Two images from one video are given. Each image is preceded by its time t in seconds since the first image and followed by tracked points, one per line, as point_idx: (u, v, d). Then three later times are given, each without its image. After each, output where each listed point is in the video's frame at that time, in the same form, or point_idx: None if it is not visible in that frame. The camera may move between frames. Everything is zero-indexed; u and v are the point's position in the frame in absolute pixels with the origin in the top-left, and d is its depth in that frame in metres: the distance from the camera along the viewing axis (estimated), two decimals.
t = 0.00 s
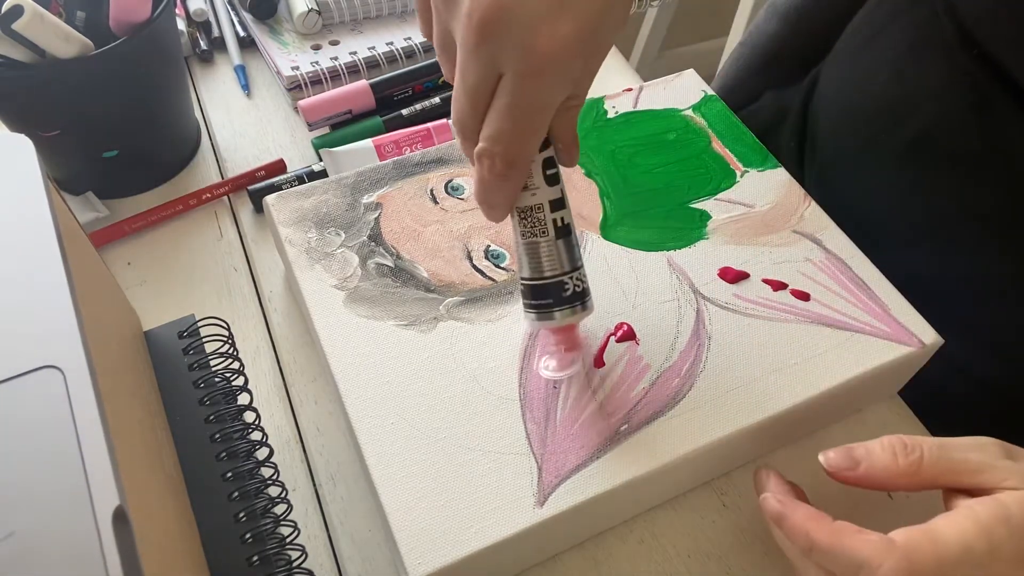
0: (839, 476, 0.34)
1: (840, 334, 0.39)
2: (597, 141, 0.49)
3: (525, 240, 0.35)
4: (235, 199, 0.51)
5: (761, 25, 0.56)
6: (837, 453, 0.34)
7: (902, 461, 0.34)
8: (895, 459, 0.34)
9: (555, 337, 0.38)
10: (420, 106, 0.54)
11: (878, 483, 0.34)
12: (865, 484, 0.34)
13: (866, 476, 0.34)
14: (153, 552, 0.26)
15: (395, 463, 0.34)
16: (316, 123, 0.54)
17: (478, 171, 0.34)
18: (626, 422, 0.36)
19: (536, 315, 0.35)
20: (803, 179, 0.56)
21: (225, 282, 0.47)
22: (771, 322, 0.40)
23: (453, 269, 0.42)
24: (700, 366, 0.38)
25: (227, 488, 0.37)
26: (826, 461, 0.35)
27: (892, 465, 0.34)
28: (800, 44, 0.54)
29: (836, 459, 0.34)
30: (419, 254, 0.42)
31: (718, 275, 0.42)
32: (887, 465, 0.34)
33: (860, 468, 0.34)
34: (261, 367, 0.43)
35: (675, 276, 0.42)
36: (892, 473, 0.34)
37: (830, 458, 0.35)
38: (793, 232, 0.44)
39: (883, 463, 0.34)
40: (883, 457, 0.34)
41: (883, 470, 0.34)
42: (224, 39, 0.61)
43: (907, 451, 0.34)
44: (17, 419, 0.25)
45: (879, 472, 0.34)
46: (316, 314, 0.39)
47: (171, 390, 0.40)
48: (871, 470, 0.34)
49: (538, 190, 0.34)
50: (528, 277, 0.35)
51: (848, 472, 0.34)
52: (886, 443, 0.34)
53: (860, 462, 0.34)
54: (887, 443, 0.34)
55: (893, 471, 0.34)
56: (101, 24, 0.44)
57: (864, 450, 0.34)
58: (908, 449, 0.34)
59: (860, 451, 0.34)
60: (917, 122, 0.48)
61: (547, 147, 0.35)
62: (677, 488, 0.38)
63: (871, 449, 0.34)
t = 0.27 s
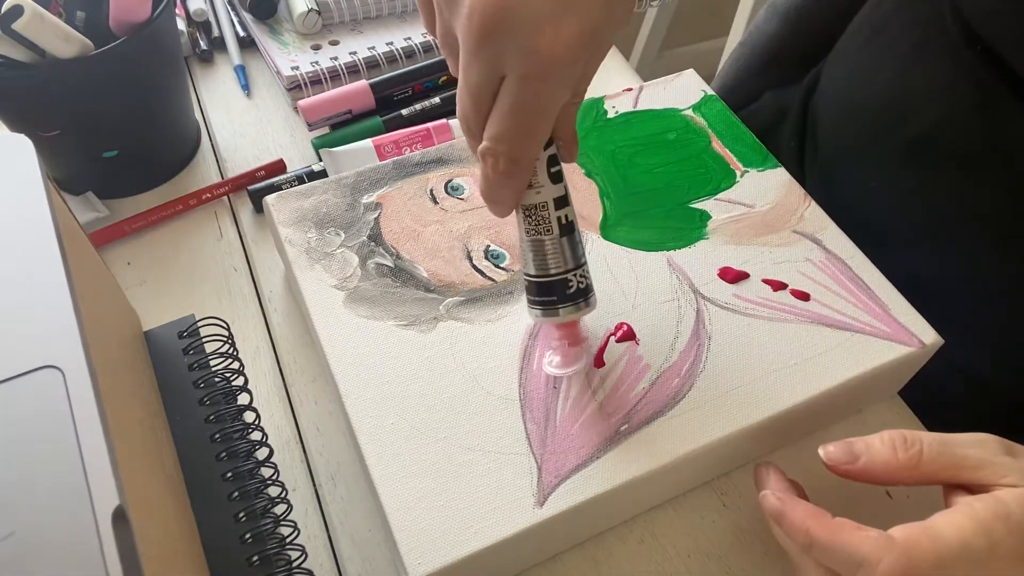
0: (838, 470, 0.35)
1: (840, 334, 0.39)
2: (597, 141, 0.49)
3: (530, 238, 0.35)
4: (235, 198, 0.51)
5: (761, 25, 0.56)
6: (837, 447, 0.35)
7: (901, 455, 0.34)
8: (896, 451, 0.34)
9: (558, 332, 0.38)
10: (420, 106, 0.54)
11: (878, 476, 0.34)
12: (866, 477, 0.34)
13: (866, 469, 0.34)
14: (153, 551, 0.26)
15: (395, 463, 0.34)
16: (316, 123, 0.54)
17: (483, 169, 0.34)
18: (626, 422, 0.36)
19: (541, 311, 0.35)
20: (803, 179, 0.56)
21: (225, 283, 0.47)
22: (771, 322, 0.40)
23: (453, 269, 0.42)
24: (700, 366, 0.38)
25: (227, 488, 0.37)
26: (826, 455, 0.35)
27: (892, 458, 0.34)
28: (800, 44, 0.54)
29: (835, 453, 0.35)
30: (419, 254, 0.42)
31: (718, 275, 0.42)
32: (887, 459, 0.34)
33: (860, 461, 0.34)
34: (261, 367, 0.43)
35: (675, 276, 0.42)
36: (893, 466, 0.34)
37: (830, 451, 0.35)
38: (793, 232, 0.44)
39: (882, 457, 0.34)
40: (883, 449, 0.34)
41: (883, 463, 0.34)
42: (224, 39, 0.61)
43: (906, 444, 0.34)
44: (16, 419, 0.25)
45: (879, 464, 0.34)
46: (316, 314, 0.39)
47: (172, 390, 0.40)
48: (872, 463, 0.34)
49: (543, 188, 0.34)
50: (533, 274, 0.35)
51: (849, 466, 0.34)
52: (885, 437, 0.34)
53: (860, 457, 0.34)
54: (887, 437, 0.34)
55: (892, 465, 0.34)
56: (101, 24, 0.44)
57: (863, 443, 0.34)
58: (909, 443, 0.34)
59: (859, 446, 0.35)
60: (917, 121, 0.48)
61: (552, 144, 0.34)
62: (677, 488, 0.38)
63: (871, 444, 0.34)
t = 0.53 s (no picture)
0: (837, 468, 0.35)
1: (840, 334, 0.39)
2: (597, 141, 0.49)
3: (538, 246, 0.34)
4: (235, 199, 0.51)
5: (761, 25, 0.56)
6: (837, 445, 0.35)
7: (901, 453, 0.34)
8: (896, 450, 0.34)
9: (560, 339, 0.37)
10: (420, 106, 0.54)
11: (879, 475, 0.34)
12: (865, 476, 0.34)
13: (865, 469, 0.34)
14: (153, 551, 0.26)
15: (395, 463, 0.34)
16: (316, 123, 0.54)
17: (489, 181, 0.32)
18: (626, 423, 0.36)
19: (547, 319, 0.35)
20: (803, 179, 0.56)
21: (225, 282, 0.47)
22: (770, 322, 0.40)
23: (453, 269, 0.42)
24: (700, 366, 0.38)
25: (228, 488, 0.37)
26: (826, 453, 0.35)
27: (891, 456, 0.34)
28: (800, 44, 0.54)
29: (836, 451, 0.35)
30: (419, 254, 0.42)
31: (718, 275, 0.42)
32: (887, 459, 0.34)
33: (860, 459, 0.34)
34: (261, 367, 0.43)
35: (675, 277, 0.42)
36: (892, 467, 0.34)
37: (830, 449, 0.35)
38: (793, 232, 0.44)
39: (883, 455, 0.34)
40: (885, 448, 0.34)
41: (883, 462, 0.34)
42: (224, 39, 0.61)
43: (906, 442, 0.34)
44: (17, 420, 0.25)
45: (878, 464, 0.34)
46: (316, 314, 0.39)
47: (172, 390, 0.40)
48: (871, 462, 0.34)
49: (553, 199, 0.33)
50: (539, 282, 0.35)
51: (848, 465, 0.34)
52: (886, 435, 0.34)
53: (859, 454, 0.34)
54: (887, 435, 0.34)
55: (891, 462, 0.34)
56: (101, 24, 0.44)
57: (865, 442, 0.34)
58: (908, 442, 0.34)
59: (861, 443, 0.35)
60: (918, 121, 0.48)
61: (561, 152, 0.33)
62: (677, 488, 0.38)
63: (871, 442, 0.34)
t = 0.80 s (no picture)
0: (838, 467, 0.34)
1: (840, 334, 0.39)
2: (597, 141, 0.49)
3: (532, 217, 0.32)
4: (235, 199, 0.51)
5: (761, 24, 0.56)
6: (838, 445, 0.34)
7: (903, 453, 0.33)
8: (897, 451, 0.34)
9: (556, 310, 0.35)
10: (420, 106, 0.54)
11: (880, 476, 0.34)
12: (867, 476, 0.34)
13: (866, 468, 0.34)
14: (153, 551, 0.26)
15: (396, 463, 0.34)
16: (316, 123, 0.54)
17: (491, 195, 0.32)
18: (626, 422, 0.36)
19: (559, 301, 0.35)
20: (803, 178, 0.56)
21: (225, 282, 0.47)
22: (771, 322, 0.40)
23: (453, 269, 0.42)
24: (700, 366, 0.38)
25: (227, 488, 0.37)
26: (827, 453, 0.35)
27: (892, 456, 0.33)
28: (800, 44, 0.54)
29: (837, 451, 0.34)
30: (419, 254, 0.42)
31: (717, 275, 0.42)
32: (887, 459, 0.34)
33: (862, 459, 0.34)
34: (261, 367, 0.43)
35: (675, 276, 0.42)
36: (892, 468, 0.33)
37: (832, 449, 0.35)
38: (793, 232, 0.44)
39: (884, 455, 0.34)
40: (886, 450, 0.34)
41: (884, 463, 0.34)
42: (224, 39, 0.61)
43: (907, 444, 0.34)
44: (16, 419, 0.25)
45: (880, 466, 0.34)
46: (316, 314, 0.39)
47: (172, 390, 0.40)
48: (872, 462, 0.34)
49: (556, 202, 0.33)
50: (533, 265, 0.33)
51: (849, 466, 0.34)
52: (888, 437, 0.34)
53: (858, 454, 0.34)
54: (889, 436, 0.34)
55: (893, 463, 0.33)
56: (101, 24, 0.44)
57: (868, 443, 0.34)
58: (910, 442, 0.34)
59: (863, 444, 0.34)
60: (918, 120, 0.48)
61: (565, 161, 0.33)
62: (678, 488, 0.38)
63: (870, 442, 0.34)
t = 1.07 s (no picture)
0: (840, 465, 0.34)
1: (840, 334, 0.39)
2: (597, 141, 0.49)
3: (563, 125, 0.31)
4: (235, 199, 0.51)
5: (761, 24, 0.56)
6: (840, 443, 0.34)
7: (905, 451, 0.33)
8: (899, 450, 0.34)
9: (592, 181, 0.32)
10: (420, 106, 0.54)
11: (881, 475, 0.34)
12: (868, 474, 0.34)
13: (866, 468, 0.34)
14: (153, 551, 0.26)
15: (396, 463, 0.34)
16: (316, 123, 0.54)
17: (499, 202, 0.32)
18: (626, 422, 0.36)
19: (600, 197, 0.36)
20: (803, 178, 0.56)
21: (225, 282, 0.47)
22: (771, 322, 0.40)
23: (453, 269, 0.42)
24: (700, 366, 0.38)
25: (227, 488, 0.37)
26: (829, 451, 0.34)
27: (894, 454, 0.33)
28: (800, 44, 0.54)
29: (839, 450, 0.34)
30: (419, 254, 0.42)
31: (717, 275, 0.42)
32: (888, 458, 0.33)
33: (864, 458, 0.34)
34: (261, 367, 0.43)
35: (675, 276, 0.42)
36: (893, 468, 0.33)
37: (834, 448, 0.34)
38: (793, 232, 0.44)
39: (883, 454, 0.34)
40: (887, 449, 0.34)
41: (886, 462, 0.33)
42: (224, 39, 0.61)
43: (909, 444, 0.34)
44: (16, 419, 0.25)
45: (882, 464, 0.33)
46: (316, 314, 0.39)
47: (172, 390, 0.40)
48: (873, 461, 0.34)
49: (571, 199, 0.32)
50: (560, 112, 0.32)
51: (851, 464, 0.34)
52: (889, 436, 0.34)
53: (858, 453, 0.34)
54: (891, 434, 0.34)
55: (895, 461, 0.33)
56: (101, 24, 0.44)
57: (870, 442, 0.34)
58: (912, 440, 0.34)
59: (865, 443, 0.34)
60: (918, 120, 0.47)
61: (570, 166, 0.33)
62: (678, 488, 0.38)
63: (869, 441, 0.34)
